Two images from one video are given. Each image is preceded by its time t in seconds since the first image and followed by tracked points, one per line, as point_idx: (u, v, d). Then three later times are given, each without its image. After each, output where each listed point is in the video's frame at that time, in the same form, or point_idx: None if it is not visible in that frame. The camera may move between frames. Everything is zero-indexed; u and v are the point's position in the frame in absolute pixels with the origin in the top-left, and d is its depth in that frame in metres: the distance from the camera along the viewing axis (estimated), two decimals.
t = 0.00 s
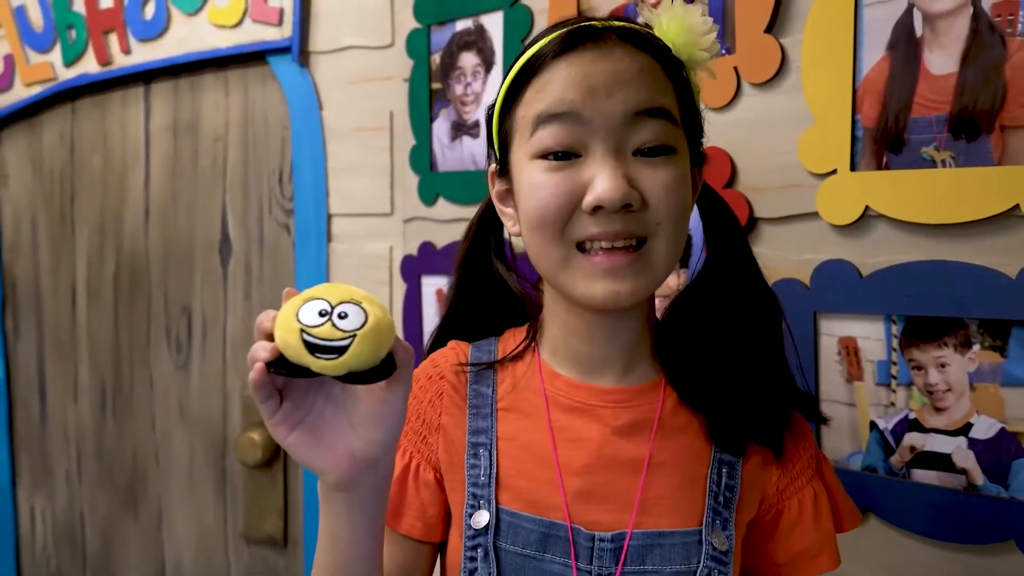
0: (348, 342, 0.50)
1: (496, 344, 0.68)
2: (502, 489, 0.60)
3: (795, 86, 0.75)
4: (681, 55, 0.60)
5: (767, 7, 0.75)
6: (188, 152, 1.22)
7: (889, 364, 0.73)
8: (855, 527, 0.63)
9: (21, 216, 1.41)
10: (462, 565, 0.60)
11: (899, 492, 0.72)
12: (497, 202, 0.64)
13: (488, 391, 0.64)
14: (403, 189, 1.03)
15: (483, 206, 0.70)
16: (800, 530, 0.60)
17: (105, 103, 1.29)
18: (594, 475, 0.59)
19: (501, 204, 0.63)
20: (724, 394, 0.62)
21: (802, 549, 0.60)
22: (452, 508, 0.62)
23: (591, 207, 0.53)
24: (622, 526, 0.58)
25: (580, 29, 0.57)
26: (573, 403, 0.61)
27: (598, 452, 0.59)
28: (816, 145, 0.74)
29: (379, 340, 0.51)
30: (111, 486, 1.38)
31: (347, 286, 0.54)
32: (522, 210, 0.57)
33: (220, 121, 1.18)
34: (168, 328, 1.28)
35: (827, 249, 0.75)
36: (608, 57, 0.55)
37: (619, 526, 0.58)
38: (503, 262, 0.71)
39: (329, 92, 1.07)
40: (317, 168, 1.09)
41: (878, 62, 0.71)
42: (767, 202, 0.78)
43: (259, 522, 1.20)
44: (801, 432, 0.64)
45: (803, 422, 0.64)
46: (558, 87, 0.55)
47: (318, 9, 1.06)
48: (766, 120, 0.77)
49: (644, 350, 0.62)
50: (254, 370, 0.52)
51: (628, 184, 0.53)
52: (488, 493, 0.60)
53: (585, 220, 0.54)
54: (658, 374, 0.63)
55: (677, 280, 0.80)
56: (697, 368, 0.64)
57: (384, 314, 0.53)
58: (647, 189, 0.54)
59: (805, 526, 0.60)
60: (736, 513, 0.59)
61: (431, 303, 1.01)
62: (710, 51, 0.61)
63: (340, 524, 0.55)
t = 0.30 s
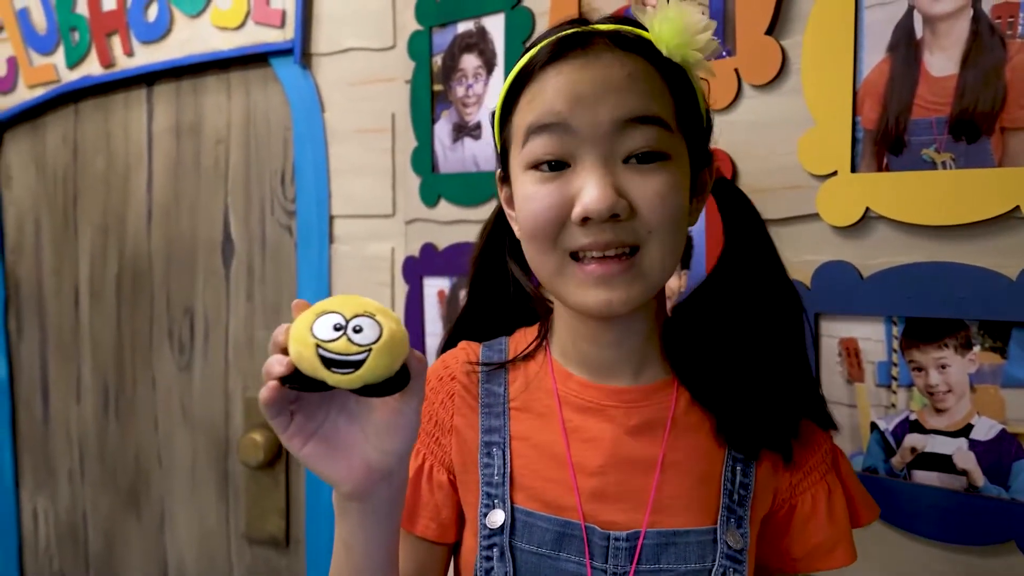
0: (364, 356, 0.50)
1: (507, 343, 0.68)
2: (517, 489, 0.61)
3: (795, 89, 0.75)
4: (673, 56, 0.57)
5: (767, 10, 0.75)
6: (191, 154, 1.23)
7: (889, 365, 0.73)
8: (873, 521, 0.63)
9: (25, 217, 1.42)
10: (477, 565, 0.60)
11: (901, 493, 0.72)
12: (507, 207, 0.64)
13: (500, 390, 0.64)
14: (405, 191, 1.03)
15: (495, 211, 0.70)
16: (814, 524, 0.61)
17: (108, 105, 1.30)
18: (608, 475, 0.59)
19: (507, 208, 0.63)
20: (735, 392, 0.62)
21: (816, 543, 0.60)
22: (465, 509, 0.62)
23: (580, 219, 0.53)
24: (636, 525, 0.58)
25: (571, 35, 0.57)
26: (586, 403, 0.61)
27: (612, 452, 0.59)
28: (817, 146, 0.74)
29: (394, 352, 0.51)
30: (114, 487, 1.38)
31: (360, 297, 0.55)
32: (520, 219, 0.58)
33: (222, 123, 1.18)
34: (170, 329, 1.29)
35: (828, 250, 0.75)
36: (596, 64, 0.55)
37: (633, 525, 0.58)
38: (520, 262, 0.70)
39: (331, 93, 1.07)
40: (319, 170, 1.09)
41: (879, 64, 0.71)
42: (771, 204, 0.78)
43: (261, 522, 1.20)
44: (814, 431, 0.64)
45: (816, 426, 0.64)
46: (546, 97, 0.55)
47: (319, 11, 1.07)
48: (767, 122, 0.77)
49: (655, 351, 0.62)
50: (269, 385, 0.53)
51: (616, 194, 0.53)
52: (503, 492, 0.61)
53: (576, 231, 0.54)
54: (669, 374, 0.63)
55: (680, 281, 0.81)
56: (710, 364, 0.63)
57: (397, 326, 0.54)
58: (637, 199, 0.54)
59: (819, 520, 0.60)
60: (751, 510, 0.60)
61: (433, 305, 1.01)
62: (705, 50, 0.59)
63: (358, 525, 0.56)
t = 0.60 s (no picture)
0: (385, 334, 0.51)
1: (513, 346, 0.68)
2: (524, 488, 0.61)
3: (795, 92, 0.76)
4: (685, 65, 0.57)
5: (767, 13, 0.75)
6: (193, 157, 1.23)
7: (889, 367, 0.74)
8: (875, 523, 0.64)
9: (27, 219, 1.42)
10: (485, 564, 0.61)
11: (900, 494, 0.73)
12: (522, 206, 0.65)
13: (507, 390, 0.65)
14: (406, 193, 1.04)
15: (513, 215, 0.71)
16: (814, 524, 0.61)
17: (110, 108, 1.30)
18: (614, 474, 0.60)
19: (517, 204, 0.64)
20: (740, 394, 0.63)
21: (818, 544, 0.61)
22: (472, 508, 0.63)
23: (576, 215, 0.54)
24: (643, 524, 0.58)
25: (588, 39, 0.58)
26: (593, 403, 0.62)
27: (618, 452, 0.60)
28: (817, 149, 0.75)
29: (413, 332, 0.52)
30: (116, 488, 1.38)
31: (381, 282, 0.55)
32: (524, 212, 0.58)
33: (225, 125, 1.19)
34: (172, 330, 1.29)
35: (828, 253, 0.76)
36: (607, 67, 0.55)
37: (639, 523, 0.58)
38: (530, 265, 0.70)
39: (333, 96, 1.08)
40: (320, 173, 1.09)
41: (879, 67, 0.72)
42: (772, 206, 0.78)
43: (263, 523, 1.20)
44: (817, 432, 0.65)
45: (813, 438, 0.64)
46: (557, 95, 0.56)
47: (321, 14, 1.07)
48: (768, 126, 0.78)
49: (658, 351, 0.62)
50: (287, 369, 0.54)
51: (613, 193, 0.53)
52: (510, 492, 0.61)
53: (572, 227, 0.55)
54: (673, 375, 0.63)
55: (681, 283, 0.81)
56: (717, 364, 0.64)
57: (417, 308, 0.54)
58: (633, 200, 0.54)
59: (820, 520, 0.61)
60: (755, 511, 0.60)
61: (435, 306, 1.02)
62: (716, 62, 0.59)
63: (365, 517, 0.55)
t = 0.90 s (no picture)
0: (391, 331, 0.53)
1: (523, 348, 0.69)
2: (528, 490, 0.62)
3: (794, 95, 0.76)
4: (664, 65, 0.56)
5: (767, 15, 0.76)
6: (195, 158, 1.24)
7: (887, 368, 0.74)
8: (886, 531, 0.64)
9: (29, 220, 1.43)
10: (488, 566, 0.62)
11: (899, 493, 0.73)
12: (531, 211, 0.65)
13: (515, 393, 0.65)
14: (408, 194, 1.04)
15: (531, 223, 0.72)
16: (825, 531, 0.61)
17: (112, 110, 1.31)
18: (618, 477, 0.60)
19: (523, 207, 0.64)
20: (747, 395, 0.63)
21: (828, 550, 0.61)
22: (482, 508, 0.63)
23: (558, 215, 0.54)
24: (645, 530, 0.59)
25: (574, 45, 0.58)
26: (600, 406, 0.62)
27: (623, 454, 0.60)
28: (817, 151, 0.75)
29: (418, 327, 0.54)
30: (118, 488, 1.39)
31: (386, 279, 0.58)
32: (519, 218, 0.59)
33: (227, 127, 1.19)
34: (173, 331, 1.29)
35: (828, 254, 0.76)
36: (586, 72, 0.55)
37: (642, 529, 0.59)
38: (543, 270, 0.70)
39: (334, 98, 1.08)
40: (322, 174, 1.10)
41: (877, 70, 0.72)
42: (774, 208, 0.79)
43: (264, 524, 1.20)
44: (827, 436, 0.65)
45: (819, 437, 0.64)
46: (542, 102, 0.57)
47: (323, 16, 1.08)
48: (767, 128, 0.78)
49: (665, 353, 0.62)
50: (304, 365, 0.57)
51: (591, 193, 0.53)
52: (515, 494, 0.62)
53: (556, 227, 0.55)
54: (680, 378, 0.63)
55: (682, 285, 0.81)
56: (722, 364, 0.63)
57: (421, 303, 0.56)
58: (612, 199, 0.53)
59: (831, 527, 0.61)
60: (762, 516, 0.60)
61: (437, 308, 1.03)
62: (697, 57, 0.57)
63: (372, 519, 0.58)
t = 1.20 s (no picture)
0: (367, 350, 0.55)
1: (532, 352, 0.70)
2: (526, 491, 0.62)
3: (792, 97, 0.77)
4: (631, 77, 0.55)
5: (765, 17, 0.76)
6: (195, 159, 1.24)
7: (885, 368, 0.74)
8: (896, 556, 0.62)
9: (30, 221, 1.43)
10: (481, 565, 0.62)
11: (894, 491, 0.74)
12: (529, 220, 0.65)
13: (519, 396, 0.66)
14: (408, 195, 1.05)
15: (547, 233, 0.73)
16: (827, 549, 0.59)
17: (113, 111, 1.31)
18: (616, 478, 0.60)
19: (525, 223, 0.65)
20: (747, 404, 0.62)
21: (829, 568, 0.58)
22: (482, 509, 0.64)
23: (538, 239, 0.55)
24: (638, 534, 0.59)
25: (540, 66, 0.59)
26: (600, 412, 0.63)
27: (622, 456, 0.61)
28: (815, 153, 0.76)
29: (397, 346, 0.56)
30: (118, 488, 1.39)
31: (367, 299, 0.59)
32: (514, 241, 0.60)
33: (227, 128, 1.20)
34: (174, 331, 1.30)
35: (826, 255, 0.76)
36: (547, 96, 0.56)
37: (636, 532, 0.59)
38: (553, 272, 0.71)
39: (335, 99, 1.09)
40: (323, 175, 1.10)
41: (874, 72, 0.73)
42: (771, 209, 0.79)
43: (264, 524, 1.21)
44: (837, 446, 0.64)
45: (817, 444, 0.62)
46: (518, 130, 0.58)
47: (323, 17, 1.08)
48: (765, 129, 0.79)
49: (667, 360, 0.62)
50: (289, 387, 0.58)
51: (566, 214, 0.54)
52: (512, 496, 0.62)
53: (541, 250, 0.56)
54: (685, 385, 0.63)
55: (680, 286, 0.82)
56: (722, 372, 0.62)
57: (400, 322, 0.58)
58: (586, 216, 0.54)
59: (833, 545, 0.59)
60: (760, 527, 0.59)
61: (436, 308, 1.03)
62: (654, 61, 0.56)
63: (368, 530, 0.59)
